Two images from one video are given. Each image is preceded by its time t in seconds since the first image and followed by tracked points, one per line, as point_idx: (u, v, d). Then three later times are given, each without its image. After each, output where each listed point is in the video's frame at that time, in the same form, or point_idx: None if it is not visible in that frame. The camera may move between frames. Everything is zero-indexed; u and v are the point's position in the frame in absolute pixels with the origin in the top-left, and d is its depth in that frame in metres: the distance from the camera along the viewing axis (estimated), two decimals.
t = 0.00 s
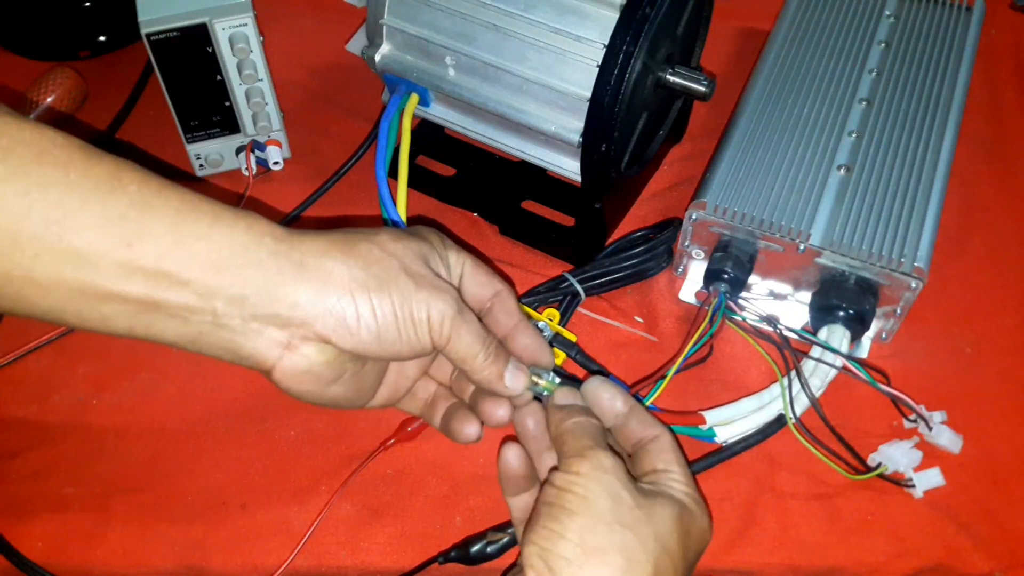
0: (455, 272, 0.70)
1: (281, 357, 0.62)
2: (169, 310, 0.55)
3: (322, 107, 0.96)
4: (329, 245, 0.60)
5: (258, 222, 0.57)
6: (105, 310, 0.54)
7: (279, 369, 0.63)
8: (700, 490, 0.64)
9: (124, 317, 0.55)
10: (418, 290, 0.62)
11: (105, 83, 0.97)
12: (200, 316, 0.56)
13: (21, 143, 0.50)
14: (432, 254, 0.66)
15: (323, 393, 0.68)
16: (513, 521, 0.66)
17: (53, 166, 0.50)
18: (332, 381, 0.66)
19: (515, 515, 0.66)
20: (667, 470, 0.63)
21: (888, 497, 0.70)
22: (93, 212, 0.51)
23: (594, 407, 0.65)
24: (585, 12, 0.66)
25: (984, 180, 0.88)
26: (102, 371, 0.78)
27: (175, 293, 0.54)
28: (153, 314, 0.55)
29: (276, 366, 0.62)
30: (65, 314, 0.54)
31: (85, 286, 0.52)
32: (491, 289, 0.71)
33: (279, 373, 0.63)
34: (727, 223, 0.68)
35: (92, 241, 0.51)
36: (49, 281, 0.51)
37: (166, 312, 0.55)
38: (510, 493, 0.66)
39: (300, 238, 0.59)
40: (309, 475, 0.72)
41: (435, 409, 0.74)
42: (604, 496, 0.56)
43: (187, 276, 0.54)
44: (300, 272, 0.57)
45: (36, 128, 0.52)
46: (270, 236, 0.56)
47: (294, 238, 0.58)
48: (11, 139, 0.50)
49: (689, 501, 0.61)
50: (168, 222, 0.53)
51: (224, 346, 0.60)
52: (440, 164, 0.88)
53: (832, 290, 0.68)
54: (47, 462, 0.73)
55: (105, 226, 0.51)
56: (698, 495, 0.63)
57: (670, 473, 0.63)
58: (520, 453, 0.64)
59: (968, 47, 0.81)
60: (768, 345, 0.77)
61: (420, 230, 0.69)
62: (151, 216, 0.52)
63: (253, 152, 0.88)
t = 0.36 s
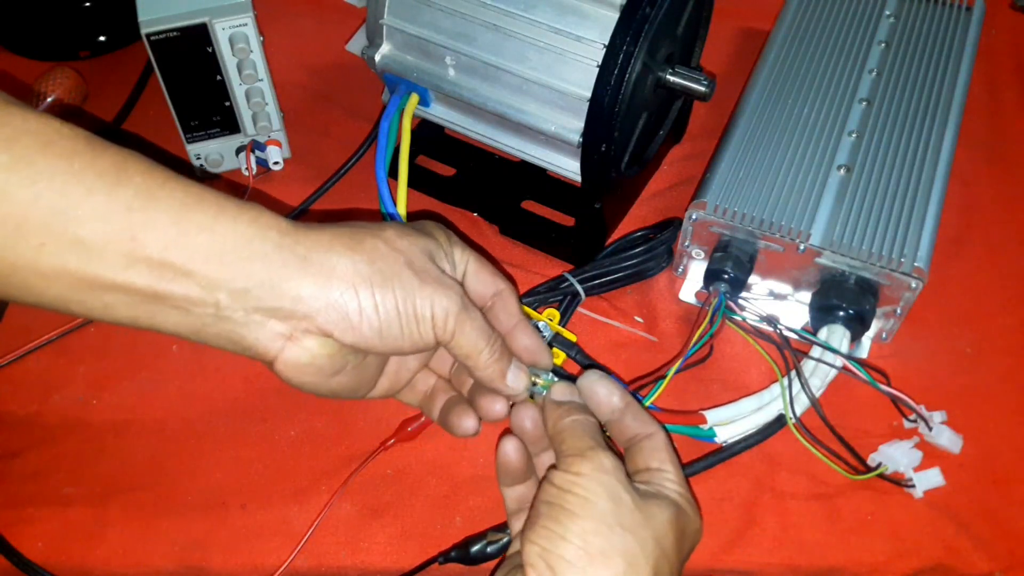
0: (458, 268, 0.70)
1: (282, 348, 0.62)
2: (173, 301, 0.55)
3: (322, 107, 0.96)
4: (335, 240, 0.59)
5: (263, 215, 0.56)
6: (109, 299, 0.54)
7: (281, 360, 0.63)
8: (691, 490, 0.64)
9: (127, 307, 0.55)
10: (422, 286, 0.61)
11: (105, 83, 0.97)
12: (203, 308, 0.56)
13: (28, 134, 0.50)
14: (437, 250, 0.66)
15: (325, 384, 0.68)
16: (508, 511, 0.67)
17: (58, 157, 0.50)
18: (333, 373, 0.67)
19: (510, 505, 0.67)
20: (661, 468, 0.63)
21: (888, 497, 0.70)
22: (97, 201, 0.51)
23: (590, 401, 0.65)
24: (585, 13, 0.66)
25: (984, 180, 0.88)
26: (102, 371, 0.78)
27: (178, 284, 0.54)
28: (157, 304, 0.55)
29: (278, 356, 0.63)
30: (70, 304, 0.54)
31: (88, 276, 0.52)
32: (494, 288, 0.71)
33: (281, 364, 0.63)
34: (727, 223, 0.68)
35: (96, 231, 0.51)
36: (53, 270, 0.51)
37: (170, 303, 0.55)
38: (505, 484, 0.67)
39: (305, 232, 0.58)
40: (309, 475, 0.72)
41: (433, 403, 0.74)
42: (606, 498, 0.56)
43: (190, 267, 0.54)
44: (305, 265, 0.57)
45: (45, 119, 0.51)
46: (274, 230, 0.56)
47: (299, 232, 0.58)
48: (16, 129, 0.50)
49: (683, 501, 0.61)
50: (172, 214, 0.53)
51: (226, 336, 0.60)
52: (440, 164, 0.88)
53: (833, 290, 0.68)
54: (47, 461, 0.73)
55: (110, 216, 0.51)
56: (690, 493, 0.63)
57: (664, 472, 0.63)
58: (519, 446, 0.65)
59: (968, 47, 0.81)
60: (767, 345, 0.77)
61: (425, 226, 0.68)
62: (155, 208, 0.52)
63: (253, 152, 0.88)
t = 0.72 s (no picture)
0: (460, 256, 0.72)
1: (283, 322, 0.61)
2: (178, 282, 0.55)
3: (321, 107, 0.96)
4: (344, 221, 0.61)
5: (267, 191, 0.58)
6: (111, 281, 0.53)
7: (284, 336, 0.62)
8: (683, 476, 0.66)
9: (128, 288, 0.54)
10: (428, 264, 0.64)
11: (105, 83, 0.97)
12: (207, 283, 0.56)
13: (29, 118, 0.49)
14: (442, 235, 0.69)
15: (321, 365, 0.66)
16: (506, 484, 0.69)
17: (61, 141, 0.50)
18: (331, 353, 0.65)
19: (507, 477, 0.69)
20: (662, 463, 0.63)
21: (888, 498, 0.70)
22: (101, 180, 0.50)
23: (596, 385, 0.65)
24: (585, 13, 0.66)
25: (984, 180, 0.88)
26: (103, 371, 0.78)
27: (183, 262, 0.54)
28: (157, 287, 0.55)
29: (281, 332, 0.62)
30: (67, 286, 0.52)
31: (91, 257, 0.51)
32: (495, 275, 0.73)
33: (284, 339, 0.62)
34: (727, 223, 0.68)
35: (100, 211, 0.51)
36: (59, 255, 0.51)
37: (172, 284, 0.55)
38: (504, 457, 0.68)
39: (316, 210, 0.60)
40: (309, 475, 0.72)
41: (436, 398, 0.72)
42: (613, 495, 0.56)
43: (194, 242, 0.54)
44: (314, 234, 0.59)
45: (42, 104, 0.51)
46: (283, 203, 0.58)
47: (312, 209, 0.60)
48: (19, 113, 0.49)
49: (683, 499, 0.61)
50: (177, 190, 0.53)
51: (226, 312, 0.59)
52: (440, 164, 0.88)
53: (833, 290, 0.68)
54: (47, 461, 0.73)
55: (116, 193, 0.51)
56: (688, 492, 0.63)
57: (664, 468, 0.63)
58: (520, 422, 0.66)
59: (968, 47, 0.81)
60: (768, 345, 0.77)
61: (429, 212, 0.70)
62: (159, 185, 0.52)
63: (253, 152, 0.87)
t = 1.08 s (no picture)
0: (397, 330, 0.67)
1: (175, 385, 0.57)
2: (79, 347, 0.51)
3: (322, 107, 0.96)
4: (270, 315, 0.56)
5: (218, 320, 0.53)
6: None
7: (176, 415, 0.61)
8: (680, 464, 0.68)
9: None
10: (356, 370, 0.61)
11: (105, 83, 0.97)
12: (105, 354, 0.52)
13: None
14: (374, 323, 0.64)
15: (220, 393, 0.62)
16: (505, 473, 0.68)
17: None
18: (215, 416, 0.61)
19: (507, 466, 0.68)
20: (667, 463, 0.64)
21: (888, 498, 0.70)
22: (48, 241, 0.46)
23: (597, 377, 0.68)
24: (585, 13, 0.66)
25: (984, 180, 0.88)
26: (102, 371, 0.78)
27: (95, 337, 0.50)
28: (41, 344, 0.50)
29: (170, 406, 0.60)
30: None
31: None
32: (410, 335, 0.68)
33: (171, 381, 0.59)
34: (727, 223, 0.68)
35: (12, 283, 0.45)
36: None
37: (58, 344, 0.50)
38: (504, 442, 0.68)
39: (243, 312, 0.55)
40: (308, 475, 0.72)
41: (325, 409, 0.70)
42: (629, 489, 0.57)
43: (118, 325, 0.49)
44: (246, 365, 0.54)
45: None
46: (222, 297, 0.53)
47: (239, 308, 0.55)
48: None
49: (689, 498, 0.63)
50: (108, 266, 0.48)
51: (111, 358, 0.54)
52: (439, 164, 0.88)
53: (833, 290, 0.68)
54: (47, 461, 0.73)
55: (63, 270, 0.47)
56: (692, 491, 0.64)
57: (669, 467, 0.64)
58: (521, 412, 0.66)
59: (968, 48, 0.81)
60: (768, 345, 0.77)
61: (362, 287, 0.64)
62: (81, 256, 0.47)
63: (253, 152, 0.88)
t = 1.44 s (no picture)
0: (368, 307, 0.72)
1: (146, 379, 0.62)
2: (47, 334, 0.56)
3: (322, 107, 0.96)
4: (216, 283, 0.60)
5: (150, 276, 0.57)
6: None
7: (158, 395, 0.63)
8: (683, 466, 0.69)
9: None
10: (294, 334, 0.61)
11: (105, 83, 0.97)
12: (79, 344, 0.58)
13: None
14: (327, 300, 0.66)
15: (200, 416, 0.68)
16: (512, 497, 0.69)
17: None
18: (209, 407, 0.67)
19: (514, 491, 0.69)
20: (677, 484, 0.64)
21: (888, 498, 0.70)
22: None
23: (605, 399, 0.66)
24: (584, 12, 0.66)
25: (984, 181, 0.88)
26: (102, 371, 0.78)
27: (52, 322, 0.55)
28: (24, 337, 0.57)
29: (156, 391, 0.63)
30: None
31: None
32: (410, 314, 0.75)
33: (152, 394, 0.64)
34: (727, 223, 0.68)
35: None
36: None
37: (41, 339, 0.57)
38: (510, 467, 0.68)
39: (193, 269, 0.59)
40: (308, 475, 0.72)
41: (308, 447, 0.72)
42: (643, 514, 0.57)
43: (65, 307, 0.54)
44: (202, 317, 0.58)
45: None
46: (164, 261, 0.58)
47: (188, 273, 0.59)
48: None
49: (700, 517, 0.63)
50: (44, 251, 0.53)
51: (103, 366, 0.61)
52: (439, 164, 0.88)
53: (833, 290, 0.68)
54: (47, 461, 0.73)
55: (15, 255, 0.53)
56: (703, 509, 0.64)
57: (680, 487, 0.64)
58: (527, 433, 0.67)
59: (968, 48, 0.81)
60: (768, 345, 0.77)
61: (326, 270, 0.68)
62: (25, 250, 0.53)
63: (253, 152, 0.88)
